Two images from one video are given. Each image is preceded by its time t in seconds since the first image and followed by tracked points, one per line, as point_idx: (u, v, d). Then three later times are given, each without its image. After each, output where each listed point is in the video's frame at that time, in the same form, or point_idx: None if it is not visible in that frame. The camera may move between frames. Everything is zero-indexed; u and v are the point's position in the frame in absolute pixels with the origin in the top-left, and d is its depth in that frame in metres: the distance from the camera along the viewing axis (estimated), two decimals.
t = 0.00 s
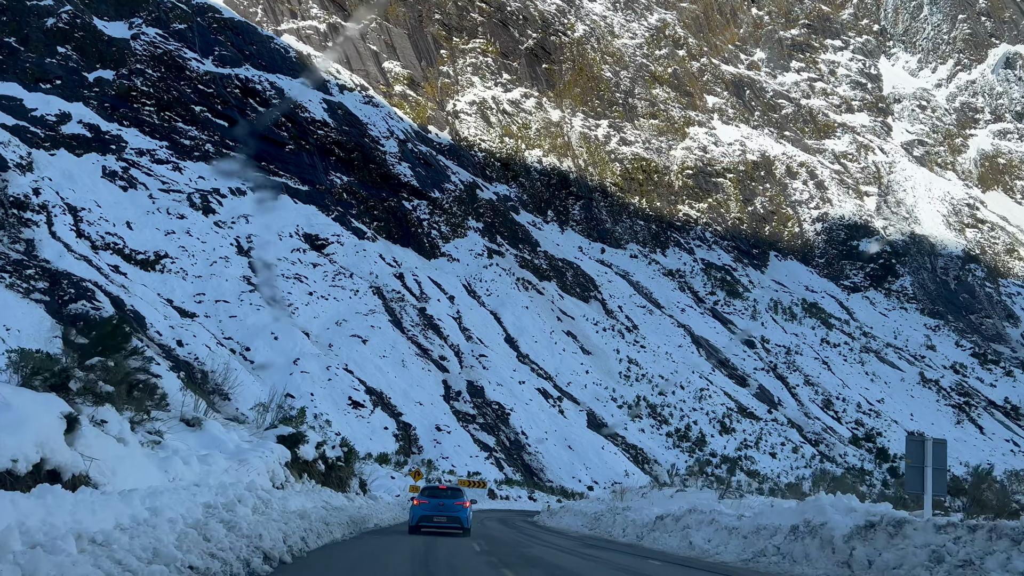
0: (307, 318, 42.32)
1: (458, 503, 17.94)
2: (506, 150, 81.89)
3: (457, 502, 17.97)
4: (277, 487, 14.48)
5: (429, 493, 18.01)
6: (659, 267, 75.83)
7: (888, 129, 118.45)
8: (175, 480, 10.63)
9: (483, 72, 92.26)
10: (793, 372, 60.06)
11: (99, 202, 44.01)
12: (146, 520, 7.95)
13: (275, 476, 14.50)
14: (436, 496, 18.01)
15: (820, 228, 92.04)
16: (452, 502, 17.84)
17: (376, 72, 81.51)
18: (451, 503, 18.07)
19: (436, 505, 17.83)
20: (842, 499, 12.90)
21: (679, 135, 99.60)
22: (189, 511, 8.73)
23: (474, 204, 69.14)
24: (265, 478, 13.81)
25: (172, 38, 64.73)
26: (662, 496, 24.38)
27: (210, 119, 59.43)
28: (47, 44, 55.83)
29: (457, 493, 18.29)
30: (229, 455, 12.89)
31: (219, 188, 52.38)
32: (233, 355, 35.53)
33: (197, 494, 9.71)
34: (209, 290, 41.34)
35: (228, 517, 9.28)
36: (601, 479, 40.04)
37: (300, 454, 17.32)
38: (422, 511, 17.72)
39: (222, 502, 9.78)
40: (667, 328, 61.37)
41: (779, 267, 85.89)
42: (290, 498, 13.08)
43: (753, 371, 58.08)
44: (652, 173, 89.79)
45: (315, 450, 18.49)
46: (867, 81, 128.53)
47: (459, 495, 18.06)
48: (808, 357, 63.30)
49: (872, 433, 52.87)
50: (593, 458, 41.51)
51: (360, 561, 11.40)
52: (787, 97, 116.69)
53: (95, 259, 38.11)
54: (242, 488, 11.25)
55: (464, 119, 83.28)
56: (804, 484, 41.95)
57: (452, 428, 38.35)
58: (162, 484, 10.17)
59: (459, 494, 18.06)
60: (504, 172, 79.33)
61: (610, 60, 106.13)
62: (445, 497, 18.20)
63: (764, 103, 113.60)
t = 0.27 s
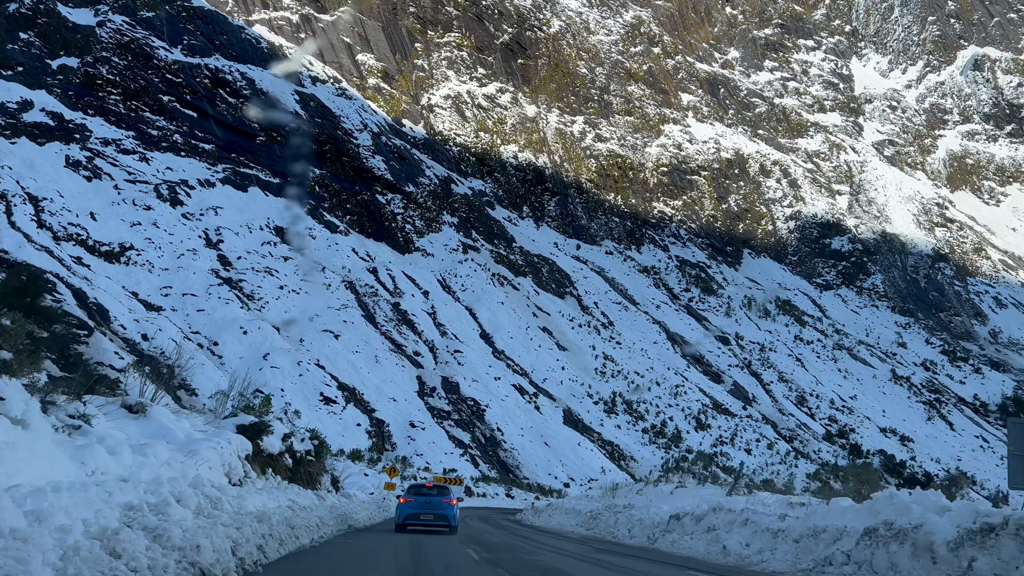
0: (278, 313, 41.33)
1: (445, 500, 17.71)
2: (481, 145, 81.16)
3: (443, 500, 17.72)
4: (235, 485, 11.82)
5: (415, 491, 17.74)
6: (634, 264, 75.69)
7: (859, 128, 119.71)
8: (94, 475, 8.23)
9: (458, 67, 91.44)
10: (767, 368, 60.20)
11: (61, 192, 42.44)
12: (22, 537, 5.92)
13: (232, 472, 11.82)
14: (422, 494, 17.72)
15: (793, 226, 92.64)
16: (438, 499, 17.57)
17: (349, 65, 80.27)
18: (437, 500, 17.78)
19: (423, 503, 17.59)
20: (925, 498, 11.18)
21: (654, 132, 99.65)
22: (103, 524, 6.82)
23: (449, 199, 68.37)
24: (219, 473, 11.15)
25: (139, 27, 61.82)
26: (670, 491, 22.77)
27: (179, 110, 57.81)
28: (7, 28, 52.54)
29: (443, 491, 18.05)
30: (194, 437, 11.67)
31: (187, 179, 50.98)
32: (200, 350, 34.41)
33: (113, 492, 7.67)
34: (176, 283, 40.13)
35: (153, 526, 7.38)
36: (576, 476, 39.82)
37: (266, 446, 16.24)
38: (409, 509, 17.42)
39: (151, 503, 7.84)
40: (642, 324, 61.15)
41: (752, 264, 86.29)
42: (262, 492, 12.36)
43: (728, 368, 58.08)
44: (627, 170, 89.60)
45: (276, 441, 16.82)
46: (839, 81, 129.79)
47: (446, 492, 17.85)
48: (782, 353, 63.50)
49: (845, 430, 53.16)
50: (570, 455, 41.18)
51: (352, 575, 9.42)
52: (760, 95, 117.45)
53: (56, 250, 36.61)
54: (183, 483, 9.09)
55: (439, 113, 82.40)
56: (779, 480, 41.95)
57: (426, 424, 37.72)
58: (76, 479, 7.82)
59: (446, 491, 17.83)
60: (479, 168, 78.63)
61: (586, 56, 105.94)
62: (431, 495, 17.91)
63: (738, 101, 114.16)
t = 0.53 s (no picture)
0: (250, 306, 40.32)
1: (432, 499, 17.24)
2: (458, 139, 80.34)
3: (431, 498, 17.28)
4: (184, 481, 10.83)
5: (402, 490, 17.35)
6: (613, 259, 75.45)
7: (834, 127, 120.64)
8: None
9: (435, 60, 90.51)
10: (745, 364, 60.22)
11: (25, 181, 40.94)
12: None
13: (180, 466, 10.82)
14: (410, 492, 17.29)
15: (770, 223, 93.00)
16: (425, 497, 17.14)
17: (325, 56, 78.96)
18: (424, 499, 17.34)
19: (411, 502, 17.17)
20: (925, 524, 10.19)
21: (632, 128, 99.49)
22: None
23: (426, 193, 67.57)
24: (166, 469, 10.16)
25: (107, 13, 60.03)
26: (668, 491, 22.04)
27: (149, 99, 56.25)
28: None
29: (430, 489, 17.58)
30: (133, 425, 10.63)
31: (157, 170, 49.64)
32: (170, 344, 33.34)
33: None
34: (145, 276, 38.92)
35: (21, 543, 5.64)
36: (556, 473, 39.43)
37: (227, 439, 14.90)
38: (395, 508, 17.07)
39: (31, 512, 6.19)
40: (621, 320, 60.85)
41: (729, 261, 86.46)
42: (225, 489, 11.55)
43: (706, 364, 57.99)
44: (605, 166, 89.32)
45: (234, 433, 15.20)
46: (815, 80, 130.71)
47: (433, 491, 17.40)
48: (759, 349, 63.57)
49: (822, 426, 53.30)
50: (549, 451, 40.74)
51: None
52: (737, 93, 117.88)
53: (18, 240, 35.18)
54: (97, 481, 7.47)
55: (416, 106, 81.45)
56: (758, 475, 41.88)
57: (403, 421, 37.04)
58: None
59: (434, 490, 17.33)
60: (456, 162, 77.87)
61: (564, 51, 105.46)
62: (418, 494, 17.49)
63: (715, 98, 114.45)
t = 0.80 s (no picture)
0: (223, 301, 39.22)
1: (419, 498, 17.01)
2: (437, 133, 79.45)
3: (418, 497, 17.03)
4: (116, 477, 9.33)
5: (389, 489, 17.09)
6: (592, 255, 75.10)
7: (811, 125, 121.38)
8: None
9: (413, 53, 89.47)
10: (725, 360, 60.14)
11: None
12: None
13: (111, 460, 9.33)
14: (397, 492, 17.02)
15: (748, 220, 93.19)
16: (412, 496, 16.89)
17: (301, 48, 77.51)
18: (412, 499, 17.09)
19: (398, 501, 16.91)
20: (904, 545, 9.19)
21: (612, 124, 99.21)
22: None
23: (404, 187, 66.71)
24: (89, 464, 8.70)
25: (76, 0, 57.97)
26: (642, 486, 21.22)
27: (120, 89, 54.48)
28: None
29: (418, 488, 17.36)
30: (51, 411, 9.17)
31: (127, 161, 48.19)
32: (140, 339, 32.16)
33: None
34: (114, 269, 37.55)
35: None
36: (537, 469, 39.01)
37: (180, 429, 13.74)
38: (383, 507, 16.80)
39: None
40: (601, 316, 60.49)
41: (708, 258, 86.45)
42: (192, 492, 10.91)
43: (686, 360, 57.82)
44: (584, 162, 88.93)
45: (179, 421, 13.81)
46: (792, 78, 131.39)
47: (421, 490, 17.17)
48: (739, 346, 63.55)
49: (802, 422, 53.36)
50: (530, 448, 40.26)
51: None
52: (716, 91, 118.05)
53: None
54: None
55: (394, 100, 80.41)
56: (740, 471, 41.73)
57: (381, 418, 36.31)
58: None
59: (422, 489, 17.11)
60: (435, 156, 77.00)
61: (543, 46, 104.86)
62: (406, 493, 17.24)
63: (694, 96, 114.50)
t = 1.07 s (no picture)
0: (197, 296, 38.24)
1: (408, 498, 16.64)
2: (417, 128, 78.62)
3: (407, 496, 16.64)
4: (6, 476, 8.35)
5: (377, 488, 16.68)
6: (574, 251, 74.72)
7: (790, 123, 121.98)
8: None
9: (393, 47, 88.47)
10: (706, 356, 60.02)
11: None
12: None
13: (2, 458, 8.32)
14: (385, 491, 16.66)
15: (729, 217, 93.33)
16: (401, 496, 16.54)
17: (278, 40, 76.20)
18: (400, 498, 16.73)
19: (387, 500, 16.50)
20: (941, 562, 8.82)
21: (593, 120, 98.90)
22: None
23: (383, 181, 65.88)
24: None
25: None
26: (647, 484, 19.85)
27: (91, 80, 52.96)
28: None
29: (406, 487, 17.01)
30: None
31: (98, 153, 46.91)
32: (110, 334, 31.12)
33: None
34: (83, 262, 36.35)
35: None
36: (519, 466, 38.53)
37: (119, 416, 12.54)
38: (371, 507, 16.35)
39: None
40: (582, 312, 60.10)
41: (688, 254, 86.43)
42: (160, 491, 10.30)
43: (667, 356, 57.63)
44: (565, 158, 88.50)
45: (116, 408, 12.58)
46: (771, 77, 131.97)
47: (409, 489, 16.84)
48: (720, 342, 63.48)
49: (783, 418, 53.34)
50: (512, 445, 39.74)
51: None
52: (696, 88, 118.18)
53: None
54: None
55: (373, 94, 79.42)
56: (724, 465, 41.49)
57: (360, 415, 35.59)
58: None
59: (411, 488, 16.79)
60: (415, 151, 76.15)
61: (524, 42, 104.30)
62: (394, 492, 16.85)
63: (675, 93, 114.47)
